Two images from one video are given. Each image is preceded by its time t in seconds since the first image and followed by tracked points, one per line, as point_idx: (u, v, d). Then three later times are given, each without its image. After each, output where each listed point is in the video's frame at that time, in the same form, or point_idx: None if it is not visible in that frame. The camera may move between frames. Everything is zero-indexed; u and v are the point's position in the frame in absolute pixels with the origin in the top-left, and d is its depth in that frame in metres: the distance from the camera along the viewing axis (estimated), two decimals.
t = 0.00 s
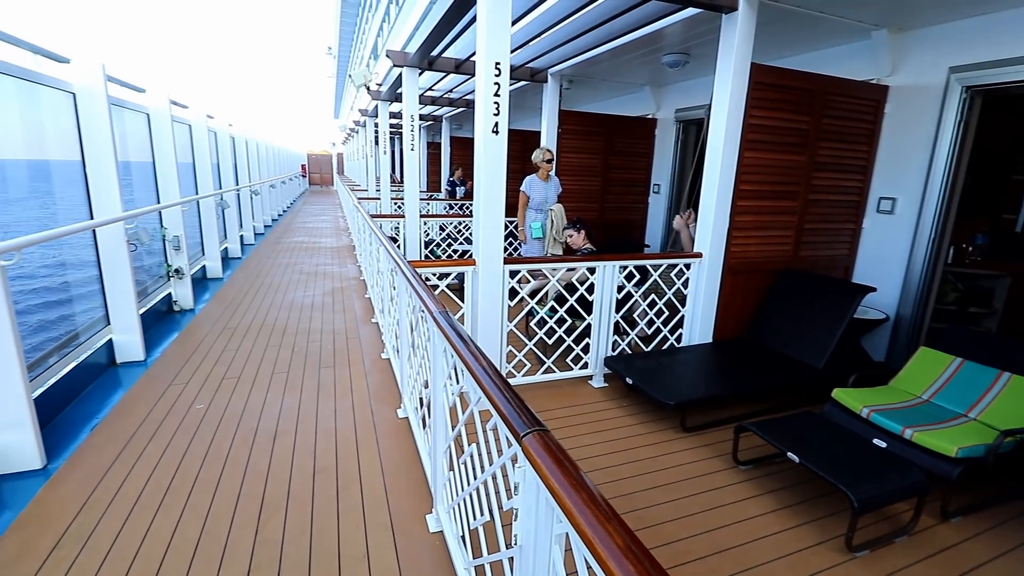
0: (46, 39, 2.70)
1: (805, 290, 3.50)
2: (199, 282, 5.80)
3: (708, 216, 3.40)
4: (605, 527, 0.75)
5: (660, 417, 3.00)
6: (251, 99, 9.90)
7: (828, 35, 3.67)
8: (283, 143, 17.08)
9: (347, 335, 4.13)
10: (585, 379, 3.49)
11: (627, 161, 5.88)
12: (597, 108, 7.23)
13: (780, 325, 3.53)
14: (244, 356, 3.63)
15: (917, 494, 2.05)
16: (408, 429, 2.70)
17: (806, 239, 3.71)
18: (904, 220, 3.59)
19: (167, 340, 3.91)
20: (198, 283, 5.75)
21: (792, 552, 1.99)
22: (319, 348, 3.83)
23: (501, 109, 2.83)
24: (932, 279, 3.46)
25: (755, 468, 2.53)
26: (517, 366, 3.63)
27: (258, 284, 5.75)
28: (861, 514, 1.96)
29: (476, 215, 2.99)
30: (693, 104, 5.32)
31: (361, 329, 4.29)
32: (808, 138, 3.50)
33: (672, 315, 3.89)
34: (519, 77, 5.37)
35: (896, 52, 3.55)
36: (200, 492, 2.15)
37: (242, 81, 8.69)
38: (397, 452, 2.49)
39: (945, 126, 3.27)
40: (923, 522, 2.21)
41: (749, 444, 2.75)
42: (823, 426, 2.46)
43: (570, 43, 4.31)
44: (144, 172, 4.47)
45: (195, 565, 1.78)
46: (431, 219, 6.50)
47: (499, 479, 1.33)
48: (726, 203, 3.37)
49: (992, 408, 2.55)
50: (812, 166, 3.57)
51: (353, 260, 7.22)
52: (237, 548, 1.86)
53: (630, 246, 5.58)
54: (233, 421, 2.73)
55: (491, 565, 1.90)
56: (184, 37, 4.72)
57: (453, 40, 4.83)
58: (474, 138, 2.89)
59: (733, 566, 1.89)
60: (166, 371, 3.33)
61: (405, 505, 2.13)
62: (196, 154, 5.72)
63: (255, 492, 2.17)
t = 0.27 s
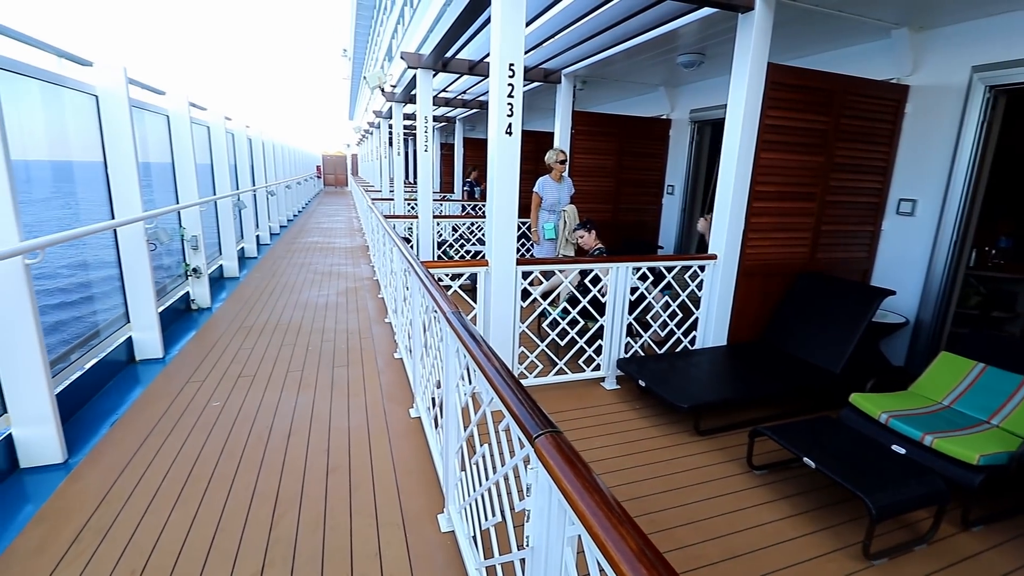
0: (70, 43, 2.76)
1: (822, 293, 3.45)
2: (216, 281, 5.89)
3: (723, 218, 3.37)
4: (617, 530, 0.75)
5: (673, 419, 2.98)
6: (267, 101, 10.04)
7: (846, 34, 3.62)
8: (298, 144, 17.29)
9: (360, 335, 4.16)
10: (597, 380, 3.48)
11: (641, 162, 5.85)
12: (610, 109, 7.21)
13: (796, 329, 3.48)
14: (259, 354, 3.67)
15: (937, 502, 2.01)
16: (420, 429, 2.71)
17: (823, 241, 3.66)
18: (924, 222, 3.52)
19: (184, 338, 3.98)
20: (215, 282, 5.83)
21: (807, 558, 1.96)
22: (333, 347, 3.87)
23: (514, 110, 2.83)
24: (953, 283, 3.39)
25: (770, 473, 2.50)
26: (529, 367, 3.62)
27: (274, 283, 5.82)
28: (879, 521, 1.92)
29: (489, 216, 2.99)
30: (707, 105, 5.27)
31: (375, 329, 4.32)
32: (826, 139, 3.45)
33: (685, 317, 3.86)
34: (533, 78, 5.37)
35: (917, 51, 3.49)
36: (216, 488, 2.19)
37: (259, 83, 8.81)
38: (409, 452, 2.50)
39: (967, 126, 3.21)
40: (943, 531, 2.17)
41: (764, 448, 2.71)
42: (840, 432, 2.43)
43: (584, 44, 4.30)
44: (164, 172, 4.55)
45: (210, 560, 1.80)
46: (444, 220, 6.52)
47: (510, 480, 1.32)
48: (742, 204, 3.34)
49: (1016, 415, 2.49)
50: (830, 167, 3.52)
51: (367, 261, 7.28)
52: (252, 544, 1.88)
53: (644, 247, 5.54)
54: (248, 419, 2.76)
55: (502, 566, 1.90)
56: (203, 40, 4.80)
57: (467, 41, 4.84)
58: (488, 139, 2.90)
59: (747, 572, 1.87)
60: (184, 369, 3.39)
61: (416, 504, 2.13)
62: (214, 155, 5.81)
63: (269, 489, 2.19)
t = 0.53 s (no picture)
0: (92, 46, 2.81)
1: (839, 297, 3.40)
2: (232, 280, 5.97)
3: (738, 219, 3.34)
4: (629, 533, 0.74)
5: (686, 423, 2.95)
6: (283, 103, 10.16)
7: (866, 32, 3.56)
8: (313, 145, 17.50)
9: (373, 334, 4.19)
10: (610, 382, 3.46)
11: (654, 162, 5.81)
12: (624, 109, 7.17)
13: (812, 332, 3.43)
14: (274, 353, 3.72)
15: (957, 510, 1.97)
16: (432, 429, 2.72)
17: (841, 243, 3.61)
18: (945, 224, 3.46)
19: (201, 337, 4.04)
20: (231, 281, 5.91)
21: (822, 565, 1.93)
22: (346, 346, 3.90)
23: (528, 110, 2.82)
24: (975, 286, 3.32)
25: (785, 478, 2.47)
26: (540, 368, 3.62)
27: (288, 283, 5.88)
28: (897, 529, 1.89)
29: (502, 216, 2.99)
30: (722, 105, 5.23)
31: (387, 329, 4.34)
32: (844, 139, 3.40)
33: (699, 319, 3.83)
34: (546, 79, 5.37)
35: (938, 49, 3.42)
36: (231, 484, 2.22)
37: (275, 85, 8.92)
38: (421, 451, 2.51)
39: (991, 126, 3.13)
40: (963, 539, 2.12)
41: (778, 453, 2.68)
42: (857, 437, 2.39)
43: (597, 44, 4.29)
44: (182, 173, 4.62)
45: (225, 556, 1.83)
46: (457, 220, 6.54)
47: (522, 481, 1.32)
48: (757, 205, 3.30)
49: None
50: (848, 168, 3.47)
51: (380, 261, 7.32)
52: (265, 540, 1.90)
53: (657, 249, 5.51)
54: (263, 416, 2.80)
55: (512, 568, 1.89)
56: (221, 42, 4.87)
57: (480, 42, 4.85)
58: (501, 140, 2.90)
59: None
60: (200, 367, 3.44)
61: (428, 504, 2.14)
62: (231, 156, 5.89)
63: (283, 486, 2.22)
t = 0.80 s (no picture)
0: (114, 49, 2.87)
1: (857, 299, 3.34)
2: (248, 279, 6.05)
3: (753, 220, 3.30)
4: (642, 536, 0.74)
5: (699, 426, 2.92)
6: (299, 104, 10.27)
7: (885, 31, 3.50)
8: (328, 146, 17.67)
9: (386, 334, 4.21)
10: (622, 384, 3.44)
11: (668, 163, 5.77)
12: (638, 110, 7.14)
13: (829, 335, 3.38)
14: (289, 351, 3.76)
15: (978, 519, 1.92)
16: (443, 428, 2.73)
17: (859, 245, 3.55)
18: (967, 226, 3.38)
19: (218, 335, 4.10)
20: (247, 281, 5.99)
21: (838, 572, 1.90)
22: (360, 345, 3.93)
23: (541, 111, 2.82)
24: (998, 290, 3.24)
25: (800, 483, 2.43)
26: (552, 369, 3.61)
27: (303, 282, 5.94)
28: (915, 536, 1.85)
29: (515, 217, 2.99)
30: (738, 105, 5.18)
31: (400, 328, 4.37)
32: (862, 139, 3.35)
33: (713, 321, 3.79)
34: (560, 80, 5.36)
35: (960, 48, 3.35)
36: (246, 480, 2.25)
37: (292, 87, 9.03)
38: (433, 451, 2.52)
39: (1015, 126, 3.06)
40: (984, 548, 2.08)
41: (794, 457, 2.64)
42: (875, 443, 2.35)
43: (611, 45, 4.27)
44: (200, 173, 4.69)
45: (240, 551, 1.85)
46: (469, 221, 6.56)
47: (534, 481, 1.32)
48: (773, 207, 3.26)
49: None
50: (866, 169, 3.42)
51: (393, 261, 7.36)
52: (279, 537, 1.92)
53: (670, 250, 5.47)
54: (277, 414, 2.83)
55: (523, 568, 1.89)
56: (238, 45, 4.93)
57: (494, 43, 4.86)
58: (514, 140, 2.90)
59: None
60: (217, 364, 3.49)
61: (439, 503, 2.15)
62: (248, 156, 5.97)
63: (297, 483, 2.24)
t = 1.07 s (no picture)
0: (134, 51, 2.92)
1: (875, 302, 3.29)
2: (263, 278, 6.12)
3: (769, 221, 3.26)
4: (656, 540, 0.73)
5: (712, 429, 2.90)
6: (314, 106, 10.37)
7: (906, 28, 3.44)
8: (342, 146, 17.82)
9: (399, 333, 4.23)
10: (634, 386, 3.42)
11: (682, 163, 5.73)
12: (651, 110, 7.10)
13: (846, 338, 3.33)
14: (302, 350, 3.80)
15: (1000, 527, 1.88)
16: (455, 428, 2.74)
17: (877, 247, 3.49)
18: (989, 227, 3.31)
19: (233, 333, 4.15)
20: (262, 280, 6.06)
21: None
22: (372, 345, 3.95)
23: (554, 111, 2.82)
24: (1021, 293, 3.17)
25: (815, 488, 2.40)
26: (564, 370, 3.60)
27: (317, 282, 6.00)
28: (934, 544, 1.81)
29: (527, 217, 2.99)
30: (753, 105, 5.12)
31: (412, 328, 4.38)
32: (881, 139, 3.30)
33: (727, 323, 3.75)
34: (573, 80, 5.35)
35: (983, 46, 3.29)
36: (260, 477, 2.27)
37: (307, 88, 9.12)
38: (445, 450, 2.53)
39: None
40: (1006, 558, 2.03)
41: (809, 462, 2.60)
42: (893, 448, 2.31)
43: (624, 44, 4.25)
44: (217, 173, 4.76)
45: (254, 547, 1.87)
46: (481, 221, 6.56)
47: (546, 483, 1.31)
48: (789, 207, 3.22)
49: None
50: (885, 169, 3.36)
51: (406, 261, 7.39)
52: (292, 533, 1.94)
53: (684, 251, 5.42)
54: (291, 412, 2.86)
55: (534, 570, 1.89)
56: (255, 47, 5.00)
57: (507, 44, 4.87)
58: (527, 141, 2.89)
59: None
60: (232, 362, 3.54)
61: (451, 502, 2.15)
62: (264, 157, 6.04)
63: (310, 480, 2.26)
